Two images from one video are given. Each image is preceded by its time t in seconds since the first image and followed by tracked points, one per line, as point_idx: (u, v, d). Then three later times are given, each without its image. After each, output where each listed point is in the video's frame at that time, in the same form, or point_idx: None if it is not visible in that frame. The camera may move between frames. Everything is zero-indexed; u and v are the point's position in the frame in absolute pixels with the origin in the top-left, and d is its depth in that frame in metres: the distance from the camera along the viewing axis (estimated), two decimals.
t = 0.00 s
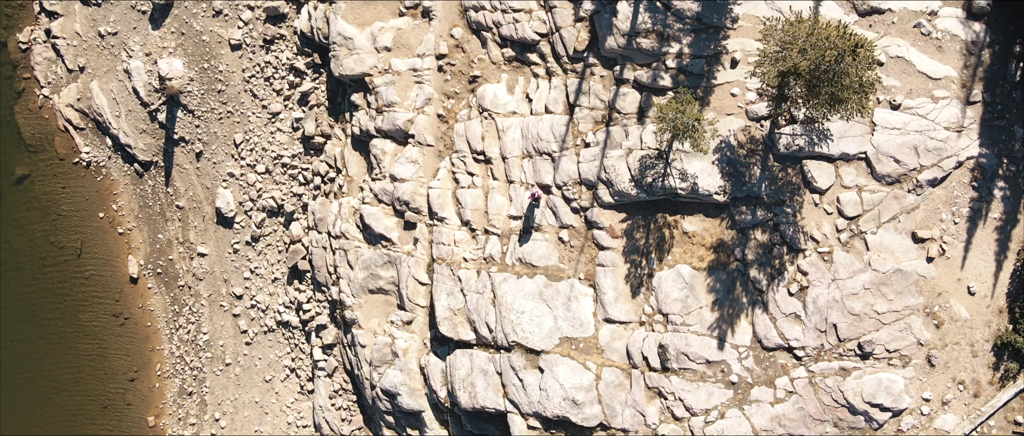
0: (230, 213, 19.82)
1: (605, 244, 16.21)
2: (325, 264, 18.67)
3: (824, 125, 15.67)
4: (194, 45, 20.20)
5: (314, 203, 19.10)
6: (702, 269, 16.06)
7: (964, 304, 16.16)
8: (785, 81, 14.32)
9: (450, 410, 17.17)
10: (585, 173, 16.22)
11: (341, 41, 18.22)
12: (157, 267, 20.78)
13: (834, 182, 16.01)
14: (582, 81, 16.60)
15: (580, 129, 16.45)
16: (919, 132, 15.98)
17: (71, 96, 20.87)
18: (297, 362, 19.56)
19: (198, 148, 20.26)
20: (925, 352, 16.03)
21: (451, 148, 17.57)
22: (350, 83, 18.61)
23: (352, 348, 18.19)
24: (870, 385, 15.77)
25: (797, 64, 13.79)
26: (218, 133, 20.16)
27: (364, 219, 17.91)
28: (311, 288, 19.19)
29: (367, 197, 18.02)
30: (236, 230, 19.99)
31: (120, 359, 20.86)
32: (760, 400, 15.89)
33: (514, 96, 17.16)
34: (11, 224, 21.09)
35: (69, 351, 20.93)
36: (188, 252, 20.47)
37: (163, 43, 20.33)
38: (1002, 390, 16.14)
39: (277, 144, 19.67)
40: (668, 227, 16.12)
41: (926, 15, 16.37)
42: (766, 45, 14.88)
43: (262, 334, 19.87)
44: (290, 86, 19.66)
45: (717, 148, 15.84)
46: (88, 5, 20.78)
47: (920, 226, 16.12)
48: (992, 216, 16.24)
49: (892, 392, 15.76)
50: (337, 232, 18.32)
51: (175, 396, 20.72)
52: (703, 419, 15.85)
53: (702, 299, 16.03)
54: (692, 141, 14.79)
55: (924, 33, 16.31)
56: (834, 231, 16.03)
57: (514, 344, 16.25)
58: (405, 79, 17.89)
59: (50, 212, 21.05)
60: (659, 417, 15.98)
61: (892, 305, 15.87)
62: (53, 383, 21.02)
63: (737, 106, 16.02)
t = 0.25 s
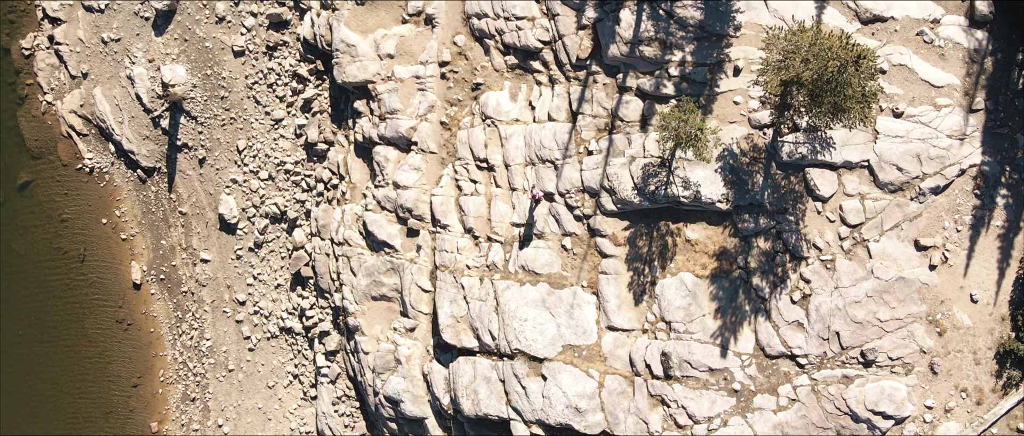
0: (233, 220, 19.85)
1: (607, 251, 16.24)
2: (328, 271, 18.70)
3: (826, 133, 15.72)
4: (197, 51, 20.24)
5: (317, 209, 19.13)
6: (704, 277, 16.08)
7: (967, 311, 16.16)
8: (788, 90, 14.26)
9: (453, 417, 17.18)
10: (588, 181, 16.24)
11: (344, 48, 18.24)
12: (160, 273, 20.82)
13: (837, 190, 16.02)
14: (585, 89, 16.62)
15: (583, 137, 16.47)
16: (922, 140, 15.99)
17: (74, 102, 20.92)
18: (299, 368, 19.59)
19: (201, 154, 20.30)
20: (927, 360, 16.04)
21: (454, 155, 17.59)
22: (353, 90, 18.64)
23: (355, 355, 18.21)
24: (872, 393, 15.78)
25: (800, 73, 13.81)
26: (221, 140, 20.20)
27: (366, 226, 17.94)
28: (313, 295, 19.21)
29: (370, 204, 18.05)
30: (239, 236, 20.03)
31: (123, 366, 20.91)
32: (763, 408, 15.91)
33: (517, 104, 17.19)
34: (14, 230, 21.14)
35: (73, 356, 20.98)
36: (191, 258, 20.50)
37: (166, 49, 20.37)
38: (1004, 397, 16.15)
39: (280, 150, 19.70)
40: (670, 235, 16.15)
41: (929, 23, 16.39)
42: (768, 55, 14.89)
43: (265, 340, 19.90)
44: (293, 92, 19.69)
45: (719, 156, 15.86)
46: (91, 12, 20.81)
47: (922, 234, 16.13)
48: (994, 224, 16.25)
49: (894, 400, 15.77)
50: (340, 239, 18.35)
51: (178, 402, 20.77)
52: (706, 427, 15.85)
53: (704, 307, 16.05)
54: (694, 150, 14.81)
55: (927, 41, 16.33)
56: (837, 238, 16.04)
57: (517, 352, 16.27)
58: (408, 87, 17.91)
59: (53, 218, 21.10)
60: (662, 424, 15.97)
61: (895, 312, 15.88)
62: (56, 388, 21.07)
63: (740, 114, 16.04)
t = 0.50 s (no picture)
0: (237, 226, 19.89)
1: (610, 259, 16.27)
2: (331, 277, 18.73)
3: (829, 142, 15.73)
4: (200, 57, 20.29)
5: (320, 216, 19.17)
6: (708, 285, 16.10)
7: (970, 319, 16.18)
8: (791, 99, 14.30)
9: (456, 424, 17.21)
10: (591, 189, 16.27)
11: (347, 55, 18.27)
12: (163, 279, 20.87)
13: (840, 198, 16.04)
14: (588, 97, 16.66)
15: (586, 144, 16.49)
16: (925, 148, 16.01)
17: (78, 108, 20.96)
18: (303, 374, 19.64)
19: (205, 161, 20.34)
20: (930, 368, 16.05)
21: (457, 163, 17.62)
22: (357, 97, 18.67)
23: (358, 361, 18.24)
24: (875, 400, 15.81)
25: (802, 84, 13.84)
26: (224, 146, 20.24)
27: (370, 233, 17.97)
28: (317, 301, 19.25)
29: (373, 211, 18.08)
30: (242, 243, 20.07)
31: (126, 371, 20.97)
32: (766, 416, 15.93)
33: (520, 111, 17.23)
34: (17, 236, 21.19)
35: (77, 362, 21.05)
36: (194, 264, 20.54)
37: (170, 56, 20.41)
38: (1007, 405, 16.17)
39: (283, 157, 19.73)
40: (674, 243, 16.18)
41: (931, 31, 16.41)
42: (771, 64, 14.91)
43: (269, 346, 19.94)
44: (296, 99, 19.73)
45: (722, 164, 15.88)
46: (94, 18, 20.86)
47: (925, 241, 16.16)
48: (997, 232, 16.27)
49: (897, 408, 15.80)
50: (344, 246, 18.39)
51: (181, 408, 20.83)
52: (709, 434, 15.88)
53: (708, 314, 16.07)
54: (698, 159, 14.83)
55: (930, 49, 16.35)
56: (840, 246, 16.07)
57: (520, 360, 16.31)
58: (411, 94, 17.94)
59: (57, 224, 21.15)
60: (665, 432, 16.00)
61: (898, 320, 15.90)
62: (60, 394, 21.15)
63: (743, 122, 16.07)
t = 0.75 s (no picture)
0: (240, 232, 19.93)
1: (614, 267, 16.30)
2: (334, 284, 18.76)
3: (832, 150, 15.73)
4: (204, 64, 20.33)
5: (323, 223, 19.20)
6: (710, 293, 16.13)
7: (973, 327, 16.19)
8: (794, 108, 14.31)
9: (459, 432, 17.25)
10: (594, 197, 16.29)
11: (350, 63, 18.29)
12: (167, 285, 20.91)
13: (843, 206, 16.06)
14: (591, 105, 16.68)
15: (589, 153, 16.52)
16: (928, 157, 16.03)
17: (81, 114, 21.02)
18: (306, 381, 19.67)
19: (208, 167, 20.38)
20: (933, 376, 16.06)
21: (460, 170, 17.66)
22: (360, 105, 18.71)
23: (362, 368, 18.27)
24: (878, 409, 15.85)
25: (805, 94, 13.90)
26: (227, 153, 20.27)
27: (373, 240, 18.00)
28: (320, 308, 19.28)
29: (377, 218, 18.11)
30: (246, 249, 20.10)
31: (130, 377, 21.03)
32: (769, 424, 15.95)
33: (523, 119, 17.24)
34: (20, 242, 21.24)
35: (80, 367, 21.11)
36: (198, 270, 20.58)
37: (173, 62, 20.45)
38: (1010, 413, 16.18)
39: (287, 164, 19.77)
40: (677, 251, 16.20)
41: (934, 40, 16.43)
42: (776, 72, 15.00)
43: (272, 353, 19.98)
44: (299, 106, 19.77)
45: (725, 172, 15.90)
46: (98, 25, 20.91)
47: (928, 250, 16.17)
48: (1000, 240, 16.29)
49: (900, 416, 15.85)
50: (347, 253, 18.42)
51: (185, 414, 20.87)
52: None
53: (711, 322, 16.09)
54: (701, 168, 14.85)
55: (933, 57, 16.37)
56: (843, 254, 16.09)
57: (523, 368, 16.33)
58: (414, 101, 17.97)
59: (60, 230, 21.20)
60: None
61: (901, 328, 15.92)
62: (64, 399, 21.21)
63: (746, 130, 16.10)
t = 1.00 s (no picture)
0: (244, 239, 19.95)
1: (617, 275, 16.31)
2: (338, 291, 18.79)
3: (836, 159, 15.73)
4: (207, 70, 20.36)
5: (327, 229, 19.22)
6: (714, 301, 16.15)
7: (976, 335, 16.19)
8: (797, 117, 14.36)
9: None
10: (598, 205, 16.31)
11: (354, 70, 18.31)
12: (170, 291, 20.94)
13: (846, 214, 16.07)
14: (595, 113, 16.70)
15: (592, 160, 16.54)
16: (931, 165, 16.04)
17: (85, 120, 21.05)
18: (310, 387, 19.70)
19: (212, 173, 20.40)
20: (936, 383, 16.08)
21: (464, 177, 17.68)
22: (363, 111, 18.72)
23: (365, 375, 18.29)
24: (881, 416, 15.88)
25: (809, 103, 13.90)
26: (231, 159, 20.31)
27: (377, 247, 18.02)
28: (324, 314, 19.31)
29: (380, 225, 18.14)
30: (249, 255, 20.13)
31: (133, 383, 21.09)
32: (772, 432, 15.97)
33: (527, 126, 17.27)
34: (24, 247, 21.29)
35: (85, 373, 21.18)
36: (201, 276, 20.61)
37: (177, 69, 20.48)
38: (1013, 421, 16.19)
39: (290, 170, 19.79)
40: (680, 259, 16.22)
41: (938, 47, 16.43)
42: (778, 81, 15.03)
43: (276, 359, 20.01)
44: (303, 112, 19.80)
45: (729, 180, 15.93)
46: (101, 31, 20.94)
47: (931, 257, 16.19)
48: (1003, 248, 16.29)
49: (903, 424, 15.89)
50: (350, 259, 18.43)
51: (188, 419, 20.92)
52: None
53: (714, 330, 16.10)
54: (704, 177, 14.88)
55: (936, 65, 16.37)
56: (846, 262, 16.11)
57: (527, 375, 16.37)
58: (418, 108, 17.99)
59: (64, 236, 21.24)
60: None
61: (904, 336, 15.93)
62: (69, 404, 21.31)
63: (749, 138, 16.11)
